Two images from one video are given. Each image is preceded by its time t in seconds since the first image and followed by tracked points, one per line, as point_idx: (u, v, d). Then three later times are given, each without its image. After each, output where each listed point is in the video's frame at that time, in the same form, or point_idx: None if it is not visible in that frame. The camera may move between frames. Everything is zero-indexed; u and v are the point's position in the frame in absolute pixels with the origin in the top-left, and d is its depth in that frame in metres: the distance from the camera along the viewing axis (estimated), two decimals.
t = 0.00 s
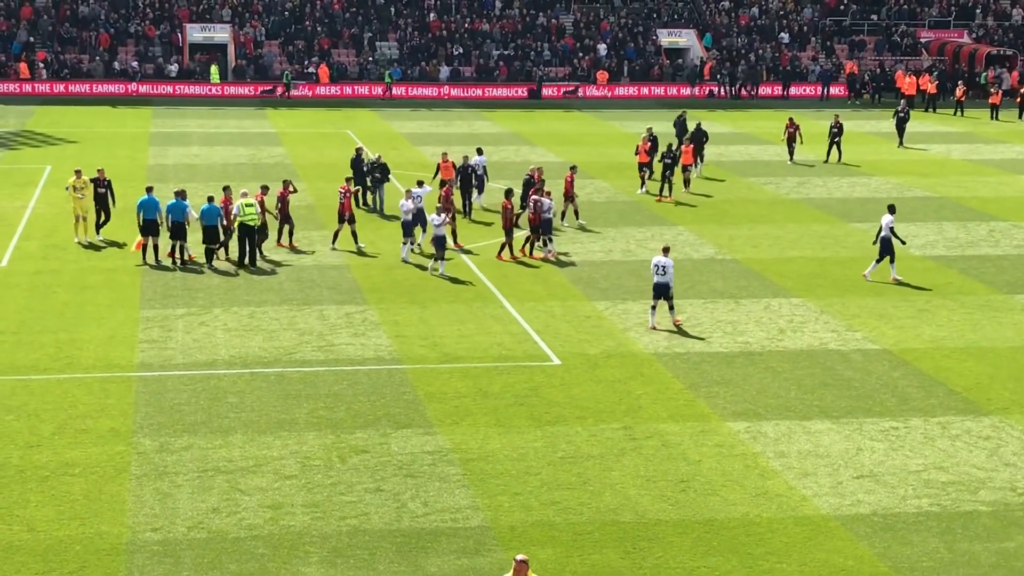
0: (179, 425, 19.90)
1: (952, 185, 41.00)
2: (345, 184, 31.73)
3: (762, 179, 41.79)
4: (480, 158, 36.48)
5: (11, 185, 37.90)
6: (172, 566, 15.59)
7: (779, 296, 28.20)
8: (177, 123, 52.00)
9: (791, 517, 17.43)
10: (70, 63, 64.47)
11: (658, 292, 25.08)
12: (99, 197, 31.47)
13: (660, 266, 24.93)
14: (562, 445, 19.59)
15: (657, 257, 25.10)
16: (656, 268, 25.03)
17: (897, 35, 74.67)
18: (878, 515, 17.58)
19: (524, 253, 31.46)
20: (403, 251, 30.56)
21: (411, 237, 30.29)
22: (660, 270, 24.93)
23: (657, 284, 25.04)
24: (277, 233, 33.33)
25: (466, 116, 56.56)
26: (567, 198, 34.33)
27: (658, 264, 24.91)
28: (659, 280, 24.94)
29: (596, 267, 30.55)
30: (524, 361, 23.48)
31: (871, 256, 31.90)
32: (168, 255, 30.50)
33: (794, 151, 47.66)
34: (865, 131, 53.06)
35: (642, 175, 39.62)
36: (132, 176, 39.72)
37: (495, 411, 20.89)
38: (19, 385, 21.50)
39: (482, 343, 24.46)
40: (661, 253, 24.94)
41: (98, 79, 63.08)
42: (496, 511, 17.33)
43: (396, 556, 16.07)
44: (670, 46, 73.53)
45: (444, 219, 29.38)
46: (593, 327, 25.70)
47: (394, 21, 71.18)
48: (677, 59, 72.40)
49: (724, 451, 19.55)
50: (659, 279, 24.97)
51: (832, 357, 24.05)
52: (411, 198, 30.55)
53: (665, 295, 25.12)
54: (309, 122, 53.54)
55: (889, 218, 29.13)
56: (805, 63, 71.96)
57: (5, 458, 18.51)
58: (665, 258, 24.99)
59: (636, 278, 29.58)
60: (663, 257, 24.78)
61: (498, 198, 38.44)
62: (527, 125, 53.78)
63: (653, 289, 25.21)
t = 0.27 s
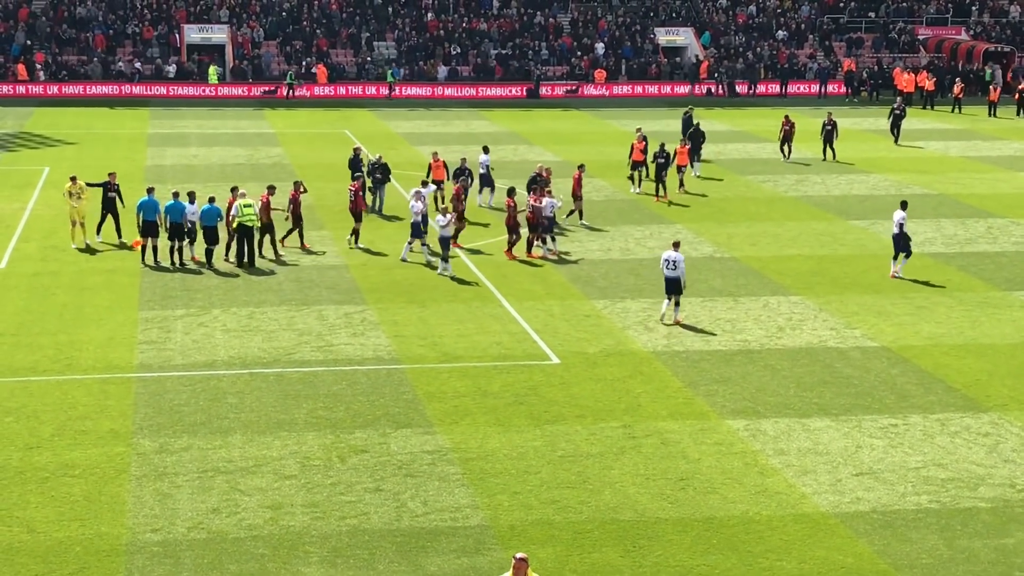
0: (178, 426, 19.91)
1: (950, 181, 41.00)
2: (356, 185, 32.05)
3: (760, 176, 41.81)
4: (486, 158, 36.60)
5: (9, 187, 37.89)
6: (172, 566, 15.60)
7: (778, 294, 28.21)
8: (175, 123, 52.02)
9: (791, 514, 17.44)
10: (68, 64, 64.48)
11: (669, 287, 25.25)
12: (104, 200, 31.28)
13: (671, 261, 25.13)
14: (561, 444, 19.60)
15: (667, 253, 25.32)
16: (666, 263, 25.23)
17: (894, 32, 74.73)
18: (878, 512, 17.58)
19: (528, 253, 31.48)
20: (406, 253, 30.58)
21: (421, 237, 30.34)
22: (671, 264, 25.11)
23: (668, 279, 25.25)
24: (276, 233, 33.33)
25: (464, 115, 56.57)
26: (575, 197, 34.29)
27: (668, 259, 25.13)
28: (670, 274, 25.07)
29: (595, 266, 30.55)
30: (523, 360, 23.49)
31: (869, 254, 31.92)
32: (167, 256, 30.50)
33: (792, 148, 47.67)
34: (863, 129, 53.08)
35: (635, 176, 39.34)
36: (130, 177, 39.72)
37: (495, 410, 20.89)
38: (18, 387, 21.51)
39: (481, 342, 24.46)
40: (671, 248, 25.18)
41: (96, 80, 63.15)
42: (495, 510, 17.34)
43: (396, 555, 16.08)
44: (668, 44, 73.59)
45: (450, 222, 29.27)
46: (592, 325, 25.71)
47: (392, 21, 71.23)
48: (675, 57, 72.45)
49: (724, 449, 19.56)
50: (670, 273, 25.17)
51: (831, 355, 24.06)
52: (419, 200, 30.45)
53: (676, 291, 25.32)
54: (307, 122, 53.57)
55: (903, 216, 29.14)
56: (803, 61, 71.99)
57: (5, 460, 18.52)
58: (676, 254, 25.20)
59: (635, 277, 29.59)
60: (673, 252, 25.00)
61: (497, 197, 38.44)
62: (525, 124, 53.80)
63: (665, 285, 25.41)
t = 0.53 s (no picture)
0: (171, 427, 19.90)
1: (941, 178, 41.06)
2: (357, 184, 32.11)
3: (752, 174, 41.84)
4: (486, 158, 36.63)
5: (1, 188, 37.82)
6: (165, 567, 15.59)
7: (770, 291, 28.24)
8: (167, 124, 51.96)
9: (783, 512, 17.47)
10: (59, 65, 64.37)
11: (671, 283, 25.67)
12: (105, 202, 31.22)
13: (672, 257, 25.55)
14: (554, 443, 19.60)
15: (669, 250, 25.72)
16: (667, 260, 25.63)
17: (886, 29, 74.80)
18: (870, 509, 17.61)
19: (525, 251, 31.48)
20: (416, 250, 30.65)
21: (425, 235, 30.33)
22: (672, 261, 25.55)
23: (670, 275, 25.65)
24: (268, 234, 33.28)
25: (456, 115, 56.56)
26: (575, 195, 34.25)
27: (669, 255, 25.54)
28: (672, 269, 25.46)
29: (587, 264, 30.56)
30: (516, 359, 23.49)
31: (861, 251, 31.95)
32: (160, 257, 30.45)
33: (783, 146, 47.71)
34: (854, 126, 53.13)
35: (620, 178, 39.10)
36: (121, 177, 39.66)
37: (488, 409, 20.89)
38: (10, 389, 21.48)
39: (474, 342, 24.45)
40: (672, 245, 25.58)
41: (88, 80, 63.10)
42: (488, 510, 17.34)
43: (390, 555, 16.09)
44: (659, 43, 73.61)
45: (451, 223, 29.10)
46: (585, 324, 25.72)
47: (384, 20, 71.19)
48: (667, 56, 72.48)
49: (716, 447, 19.57)
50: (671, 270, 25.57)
51: (823, 352, 24.09)
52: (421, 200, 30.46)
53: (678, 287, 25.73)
54: (299, 122, 53.53)
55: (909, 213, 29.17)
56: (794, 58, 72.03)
57: None
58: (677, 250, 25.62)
59: (628, 275, 29.60)
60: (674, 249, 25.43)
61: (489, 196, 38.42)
62: (517, 123, 53.80)
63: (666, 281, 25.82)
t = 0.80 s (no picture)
0: (157, 428, 19.87)
1: (925, 177, 41.20)
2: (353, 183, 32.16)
3: (738, 174, 41.92)
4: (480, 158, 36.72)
5: None
6: (151, 569, 15.57)
7: (755, 291, 28.30)
8: (152, 125, 51.86)
9: (769, 510, 17.52)
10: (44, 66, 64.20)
11: (664, 278, 26.01)
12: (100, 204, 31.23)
13: (665, 253, 25.84)
14: (540, 443, 19.63)
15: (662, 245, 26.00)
16: (661, 255, 25.92)
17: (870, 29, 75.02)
18: (855, 507, 17.67)
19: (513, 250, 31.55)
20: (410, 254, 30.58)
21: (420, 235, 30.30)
22: (666, 256, 25.85)
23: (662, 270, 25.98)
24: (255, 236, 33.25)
25: (441, 115, 56.55)
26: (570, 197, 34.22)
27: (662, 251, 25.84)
28: (665, 265, 25.80)
29: (573, 264, 30.60)
30: (501, 359, 23.50)
31: (846, 250, 32.04)
32: (145, 259, 30.39)
33: (769, 146, 47.81)
34: (839, 125, 53.27)
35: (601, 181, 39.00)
36: (106, 179, 39.57)
37: (475, 409, 20.91)
38: None
39: (460, 342, 24.46)
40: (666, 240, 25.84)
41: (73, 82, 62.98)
42: (474, 510, 17.36)
43: (376, 556, 16.09)
44: (645, 43, 73.68)
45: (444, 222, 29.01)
46: (571, 324, 25.75)
47: (369, 21, 71.13)
48: (652, 56, 72.55)
49: (702, 446, 19.62)
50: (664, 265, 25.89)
51: (808, 351, 24.16)
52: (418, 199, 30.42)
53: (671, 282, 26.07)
54: (285, 122, 53.49)
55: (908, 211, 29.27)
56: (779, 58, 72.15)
57: None
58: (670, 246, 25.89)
59: (613, 275, 29.64)
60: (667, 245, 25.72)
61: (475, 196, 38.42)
62: (503, 123, 53.83)
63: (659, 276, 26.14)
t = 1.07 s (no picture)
0: (135, 431, 19.81)
1: (903, 180, 41.40)
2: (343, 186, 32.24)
3: (717, 177, 42.04)
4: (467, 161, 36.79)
5: None
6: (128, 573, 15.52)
7: (734, 293, 28.38)
8: (130, 127, 51.67)
9: (747, 513, 17.57)
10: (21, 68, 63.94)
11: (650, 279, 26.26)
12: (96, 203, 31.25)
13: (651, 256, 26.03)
14: (519, 446, 19.64)
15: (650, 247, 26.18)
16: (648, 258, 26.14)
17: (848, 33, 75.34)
18: (834, 509, 17.73)
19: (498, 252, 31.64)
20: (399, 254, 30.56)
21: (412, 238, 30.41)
22: (652, 259, 26.06)
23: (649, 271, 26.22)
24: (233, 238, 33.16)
25: (421, 117, 56.54)
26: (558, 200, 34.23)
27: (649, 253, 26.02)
28: (651, 268, 26.05)
29: (552, 267, 30.63)
30: (481, 362, 23.50)
31: (824, 253, 32.17)
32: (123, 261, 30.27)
33: (747, 149, 47.96)
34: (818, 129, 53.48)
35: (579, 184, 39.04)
36: (84, 181, 39.42)
37: (454, 412, 20.92)
38: None
39: (439, 345, 24.45)
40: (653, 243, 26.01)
41: (51, 84, 62.75)
42: (454, 513, 17.35)
43: (355, 559, 16.07)
44: (624, 46, 73.78)
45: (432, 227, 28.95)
46: (550, 326, 25.78)
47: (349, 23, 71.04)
48: (632, 59, 72.63)
49: (681, 448, 19.66)
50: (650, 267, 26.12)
51: (787, 354, 24.23)
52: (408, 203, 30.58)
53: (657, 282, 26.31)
54: (264, 125, 53.39)
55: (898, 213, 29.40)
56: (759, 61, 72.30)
57: None
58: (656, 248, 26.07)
59: (593, 278, 29.68)
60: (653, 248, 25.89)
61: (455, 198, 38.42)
62: (482, 125, 53.85)
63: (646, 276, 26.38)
